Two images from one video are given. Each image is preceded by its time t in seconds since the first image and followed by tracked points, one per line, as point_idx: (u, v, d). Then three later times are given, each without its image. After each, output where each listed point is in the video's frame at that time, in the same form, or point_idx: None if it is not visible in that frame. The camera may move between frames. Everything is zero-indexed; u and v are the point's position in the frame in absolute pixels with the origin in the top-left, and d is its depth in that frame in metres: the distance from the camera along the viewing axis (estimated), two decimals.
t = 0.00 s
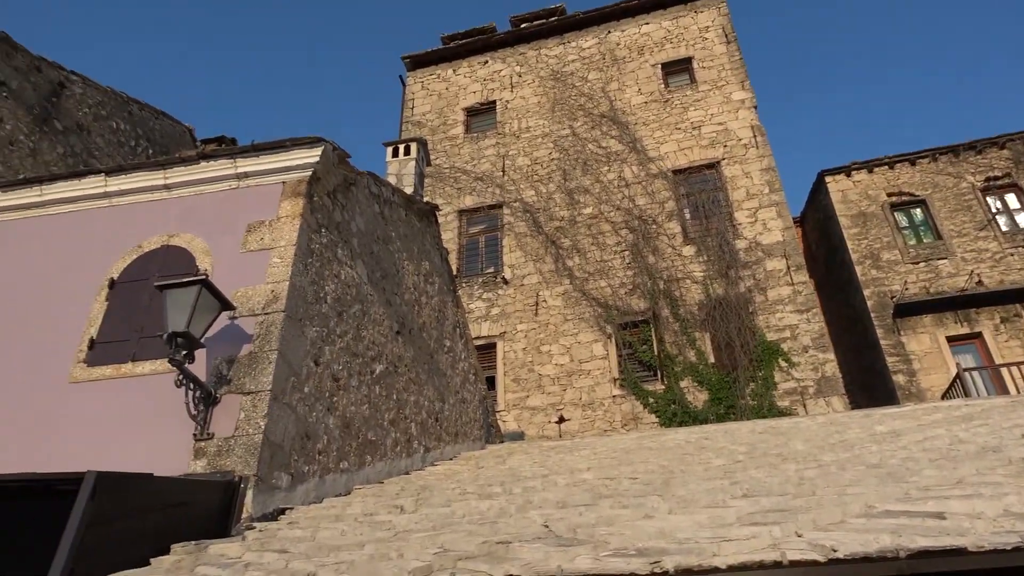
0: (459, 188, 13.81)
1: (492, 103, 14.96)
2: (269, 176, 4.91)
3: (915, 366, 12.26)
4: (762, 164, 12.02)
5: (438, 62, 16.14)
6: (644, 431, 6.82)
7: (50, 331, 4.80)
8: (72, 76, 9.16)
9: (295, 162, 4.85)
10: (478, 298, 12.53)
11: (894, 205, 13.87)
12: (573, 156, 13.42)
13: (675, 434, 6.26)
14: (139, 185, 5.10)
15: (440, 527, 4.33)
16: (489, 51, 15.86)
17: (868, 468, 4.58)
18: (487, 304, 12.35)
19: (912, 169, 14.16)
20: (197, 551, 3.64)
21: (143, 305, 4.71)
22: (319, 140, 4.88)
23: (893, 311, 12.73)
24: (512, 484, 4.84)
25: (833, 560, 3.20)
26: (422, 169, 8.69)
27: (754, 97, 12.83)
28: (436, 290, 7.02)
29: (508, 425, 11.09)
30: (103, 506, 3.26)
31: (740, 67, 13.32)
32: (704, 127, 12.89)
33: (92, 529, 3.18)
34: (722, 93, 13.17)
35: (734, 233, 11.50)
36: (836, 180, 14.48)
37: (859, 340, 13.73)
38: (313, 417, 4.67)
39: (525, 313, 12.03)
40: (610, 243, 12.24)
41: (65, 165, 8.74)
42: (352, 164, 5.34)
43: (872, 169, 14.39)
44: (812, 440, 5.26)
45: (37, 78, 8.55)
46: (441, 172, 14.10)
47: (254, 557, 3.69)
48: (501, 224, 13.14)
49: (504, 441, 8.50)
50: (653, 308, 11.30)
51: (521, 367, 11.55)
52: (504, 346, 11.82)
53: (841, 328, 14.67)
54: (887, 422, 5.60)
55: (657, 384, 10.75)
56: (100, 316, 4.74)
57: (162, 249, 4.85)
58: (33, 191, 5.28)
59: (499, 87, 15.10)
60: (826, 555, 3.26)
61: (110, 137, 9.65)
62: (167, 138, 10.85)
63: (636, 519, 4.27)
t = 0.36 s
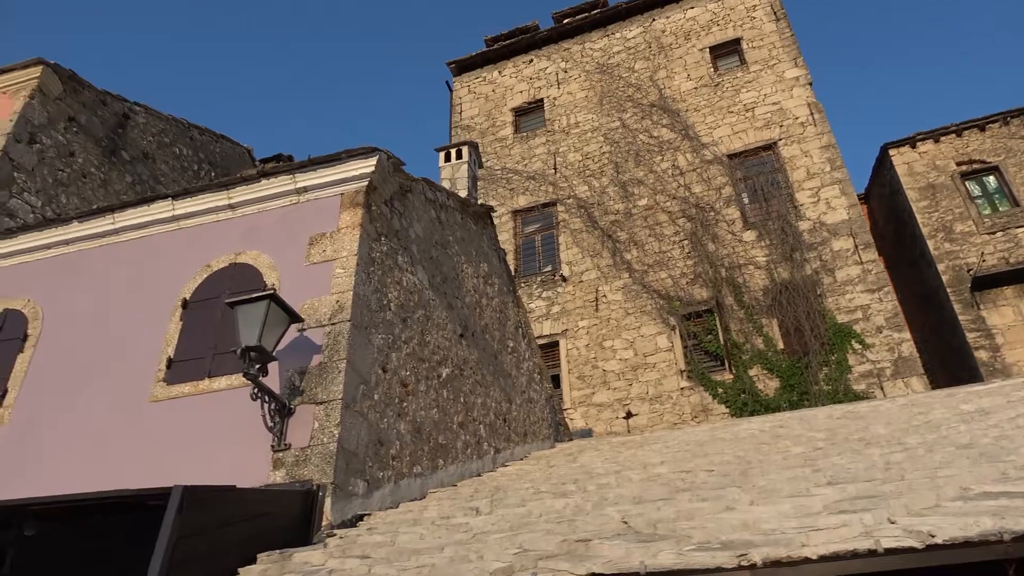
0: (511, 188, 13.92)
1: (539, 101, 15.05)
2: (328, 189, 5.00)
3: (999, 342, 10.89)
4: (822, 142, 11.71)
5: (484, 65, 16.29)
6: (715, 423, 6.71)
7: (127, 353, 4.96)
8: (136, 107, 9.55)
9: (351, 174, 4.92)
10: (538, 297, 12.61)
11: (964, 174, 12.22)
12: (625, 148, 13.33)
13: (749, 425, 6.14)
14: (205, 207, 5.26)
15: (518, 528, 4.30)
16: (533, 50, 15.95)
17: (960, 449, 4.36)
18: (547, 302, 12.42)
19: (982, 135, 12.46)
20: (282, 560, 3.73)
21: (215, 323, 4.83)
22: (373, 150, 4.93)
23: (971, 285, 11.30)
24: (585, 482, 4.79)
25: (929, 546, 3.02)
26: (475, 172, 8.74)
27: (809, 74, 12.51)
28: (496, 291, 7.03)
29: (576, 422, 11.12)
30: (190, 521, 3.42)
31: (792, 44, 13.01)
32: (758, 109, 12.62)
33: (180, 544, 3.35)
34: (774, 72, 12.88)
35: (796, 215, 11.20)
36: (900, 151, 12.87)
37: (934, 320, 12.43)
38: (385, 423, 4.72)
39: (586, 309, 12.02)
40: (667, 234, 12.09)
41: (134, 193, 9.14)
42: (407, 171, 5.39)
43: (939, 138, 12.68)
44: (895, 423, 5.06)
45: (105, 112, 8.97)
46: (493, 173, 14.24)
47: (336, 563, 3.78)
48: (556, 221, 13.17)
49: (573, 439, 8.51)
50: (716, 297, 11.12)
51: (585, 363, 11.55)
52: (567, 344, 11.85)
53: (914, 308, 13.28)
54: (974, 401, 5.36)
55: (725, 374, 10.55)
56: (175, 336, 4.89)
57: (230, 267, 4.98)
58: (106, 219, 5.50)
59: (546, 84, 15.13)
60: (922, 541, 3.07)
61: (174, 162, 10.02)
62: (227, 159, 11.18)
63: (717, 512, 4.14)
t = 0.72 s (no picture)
0: (562, 192, 13.96)
1: (584, 103, 15.07)
2: (382, 205, 5.06)
3: None
4: (879, 122, 11.36)
5: (526, 72, 16.41)
6: (787, 417, 6.58)
7: (196, 378, 5.11)
8: (193, 139, 9.86)
9: (404, 188, 4.98)
10: (595, 299, 12.60)
11: None
12: (674, 143, 13.21)
13: (822, 418, 5.98)
14: (265, 230, 5.40)
15: (593, 533, 4.25)
16: (575, 52, 15.97)
17: None
18: (605, 303, 12.39)
19: None
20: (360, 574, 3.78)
21: (282, 343, 4.94)
22: (423, 163, 4.97)
23: None
24: (657, 483, 4.73)
25: None
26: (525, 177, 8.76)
27: (861, 53, 12.18)
28: (554, 295, 7.01)
29: (642, 424, 11.04)
30: (270, 537, 3.57)
31: (841, 25, 12.71)
32: (810, 93, 12.32)
33: (263, 560, 3.51)
34: (823, 55, 12.59)
35: (857, 199, 10.88)
36: (963, 125, 12.36)
37: (1012, 298, 11.77)
38: (452, 433, 4.74)
39: (644, 308, 11.93)
40: (723, 227, 11.90)
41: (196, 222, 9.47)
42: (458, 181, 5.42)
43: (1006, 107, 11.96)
44: (981, 408, 4.83)
45: (164, 146, 9.30)
46: (542, 179, 14.33)
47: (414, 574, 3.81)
48: (609, 222, 13.13)
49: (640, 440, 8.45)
50: (778, 288, 10.86)
51: (647, 363, 11.46)
52: (627, 345, 11.78)
53: (988, 287, 12.65)
54: None
55: (793, 366, 10.32)
56: (244, 358, 5.01)
57: (293, 288, 5.09)
58: (173, 249, 5.70)
59: (589, 86, 15.14)
60: None
61: (233, 190, 10.30)
62: (282, 183, 11.44)
63: (799, 508, 4.00)
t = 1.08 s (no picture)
0: (609, 191, 13.93)
1: (627, 100, 14.96)
2: (431, 211, 5.09)
3: None
4: (936, 105, 10.98)
5: (568, 73, 16.42)
6: (851, 413, 6.43)
7: (253, 391, 5.22)
8: (246, 154, 10.09)
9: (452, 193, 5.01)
10: (646, 298, 12.55)
11: None
12: (722, 137, 13.03)
13: (886, 413, 5.82)
14: (318, 240, 5.50)
15: (655, 534, 4.19)
16: (617, 50, 15.89)
17: None
18: (656, 302, 12.31)
19: None
20: None
21: (338, 351, 5.01)
22: (470, 168, 4.99)
23: None
24: (718, 482, 4.66)
25: None
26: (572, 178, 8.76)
27: (914, 36, 11.81)
28: (605, 295, 6.97)
29: (698, 423, 10.93)
30: (334, 540, 3.68)
31: (892, 8, 12.35)
32: (862, 79, 12.00)
33: (327, 562, 3.63)
34: (874, 39, 12.25)
35: (915, 185, 10.54)
36: None
37: None
38: (507, 436, 4.74)
39: (696, 306, 11.83)
40: (776, 220, 11.71)
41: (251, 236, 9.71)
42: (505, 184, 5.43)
43: None
44: None
45: (219, 162, 9.54)
46: (588, 179, 14.33)
47: None
48: (657, 220, 13.05)
49: (697, 440, 8.37)
50: (836, 281, 10.62)
51: (702, 361, 11.34)
52: (680, 343, 11.69)
53: None
54: None
55: (855, 360, 10.09)
56: (302, 366, 5.11)
57: (346, 296, 5.17)
58: (230, 262, 5.85)
59: (632, 83, 15.04)
60: None
61: (285, 203, 10.51)
62: (332, 194, 11.61)
63: (869, 507, 3.86)
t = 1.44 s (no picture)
0: (654, 182, 13.86)
1: (670, 89, 14.79)
2: (477, 209, 5.10)
3: None
4: (993, 78, 10.58)
5: (608, 64, 16.33)
6: (916, 400, 6.27)
7: (308, 394, 5.31)
8: (294, 161, 10.25)
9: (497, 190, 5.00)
10: (696, 288, 12.49)
11: None
12: (769, 121, 12.83)
13: (954, 398, 5.64)
14: (367, 243, 5.56)
15: (717, 527, 4.12)
16: (657, 38, 15.71)
17: None
18: (707, 292, 12.25)
19: None
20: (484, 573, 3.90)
21: (391, 351, 5.06)
22: (515, 164, 4.98)
23: None
24: (778, 473, 4.61)
25: None
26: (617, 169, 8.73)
27: (967, 7, 11.39)
28: (655, 287, 6.93)
29: (754, 413, 10.87)
30: (396, 539, 3.74)
31: None
32: (913, 55, 11.64)
33: (392, 560, 3.69)
34: (925, 13, 11.88)
35: (973, 162, 10.19)
36: None
37: None
38: (562, 431, 4.73)
39: (749, 294, 11.73)
40: (828, 204, 11.51)
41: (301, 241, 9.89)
42: (550, 178, 5.40)
43: None
44: None
45: (268, 170, 9.71)
46: (633, 171, 14.28)
47: (537, 572, 3.82)
48: (705, 209, 12.94)
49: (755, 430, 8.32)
50: (893, 264, 10.37)
51: (756, 351, 11.28)
52: (733, 333, 11.62)
53: None
54: None
55: (916, 345, 9.89)
56: (356, 367, 5.17)
57: (397, 296, 5.22)
58: (283, 268, 5.96)
59: (674, 71, 14.86)
60: None
61: (332, 207, 10.67)
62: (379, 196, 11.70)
63: (942, 495, 3.70)
